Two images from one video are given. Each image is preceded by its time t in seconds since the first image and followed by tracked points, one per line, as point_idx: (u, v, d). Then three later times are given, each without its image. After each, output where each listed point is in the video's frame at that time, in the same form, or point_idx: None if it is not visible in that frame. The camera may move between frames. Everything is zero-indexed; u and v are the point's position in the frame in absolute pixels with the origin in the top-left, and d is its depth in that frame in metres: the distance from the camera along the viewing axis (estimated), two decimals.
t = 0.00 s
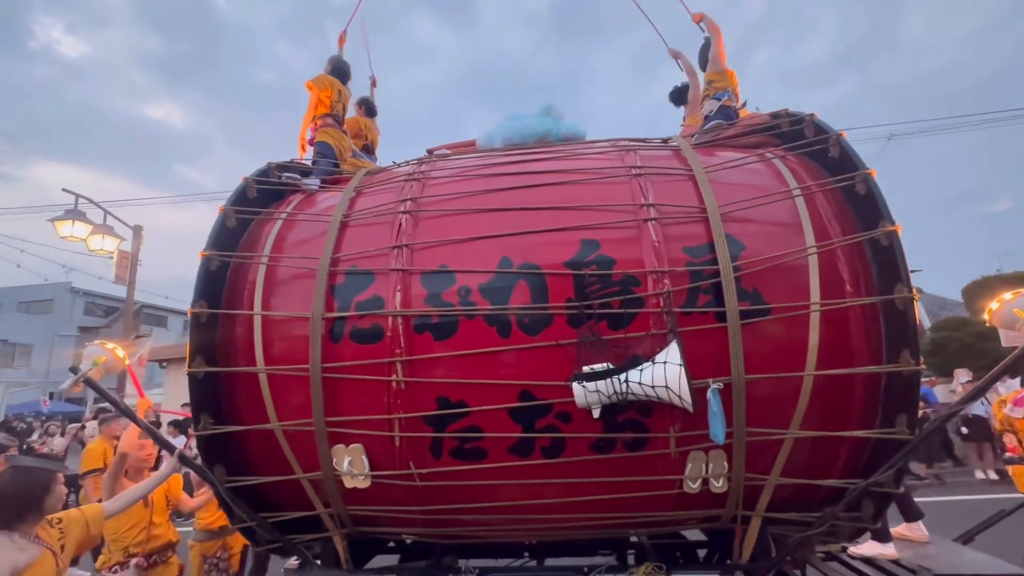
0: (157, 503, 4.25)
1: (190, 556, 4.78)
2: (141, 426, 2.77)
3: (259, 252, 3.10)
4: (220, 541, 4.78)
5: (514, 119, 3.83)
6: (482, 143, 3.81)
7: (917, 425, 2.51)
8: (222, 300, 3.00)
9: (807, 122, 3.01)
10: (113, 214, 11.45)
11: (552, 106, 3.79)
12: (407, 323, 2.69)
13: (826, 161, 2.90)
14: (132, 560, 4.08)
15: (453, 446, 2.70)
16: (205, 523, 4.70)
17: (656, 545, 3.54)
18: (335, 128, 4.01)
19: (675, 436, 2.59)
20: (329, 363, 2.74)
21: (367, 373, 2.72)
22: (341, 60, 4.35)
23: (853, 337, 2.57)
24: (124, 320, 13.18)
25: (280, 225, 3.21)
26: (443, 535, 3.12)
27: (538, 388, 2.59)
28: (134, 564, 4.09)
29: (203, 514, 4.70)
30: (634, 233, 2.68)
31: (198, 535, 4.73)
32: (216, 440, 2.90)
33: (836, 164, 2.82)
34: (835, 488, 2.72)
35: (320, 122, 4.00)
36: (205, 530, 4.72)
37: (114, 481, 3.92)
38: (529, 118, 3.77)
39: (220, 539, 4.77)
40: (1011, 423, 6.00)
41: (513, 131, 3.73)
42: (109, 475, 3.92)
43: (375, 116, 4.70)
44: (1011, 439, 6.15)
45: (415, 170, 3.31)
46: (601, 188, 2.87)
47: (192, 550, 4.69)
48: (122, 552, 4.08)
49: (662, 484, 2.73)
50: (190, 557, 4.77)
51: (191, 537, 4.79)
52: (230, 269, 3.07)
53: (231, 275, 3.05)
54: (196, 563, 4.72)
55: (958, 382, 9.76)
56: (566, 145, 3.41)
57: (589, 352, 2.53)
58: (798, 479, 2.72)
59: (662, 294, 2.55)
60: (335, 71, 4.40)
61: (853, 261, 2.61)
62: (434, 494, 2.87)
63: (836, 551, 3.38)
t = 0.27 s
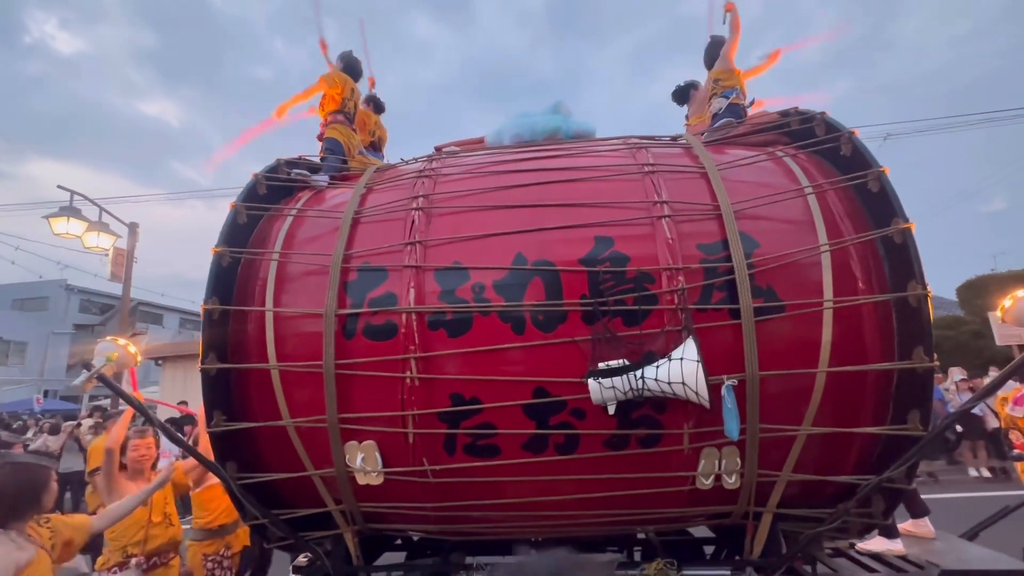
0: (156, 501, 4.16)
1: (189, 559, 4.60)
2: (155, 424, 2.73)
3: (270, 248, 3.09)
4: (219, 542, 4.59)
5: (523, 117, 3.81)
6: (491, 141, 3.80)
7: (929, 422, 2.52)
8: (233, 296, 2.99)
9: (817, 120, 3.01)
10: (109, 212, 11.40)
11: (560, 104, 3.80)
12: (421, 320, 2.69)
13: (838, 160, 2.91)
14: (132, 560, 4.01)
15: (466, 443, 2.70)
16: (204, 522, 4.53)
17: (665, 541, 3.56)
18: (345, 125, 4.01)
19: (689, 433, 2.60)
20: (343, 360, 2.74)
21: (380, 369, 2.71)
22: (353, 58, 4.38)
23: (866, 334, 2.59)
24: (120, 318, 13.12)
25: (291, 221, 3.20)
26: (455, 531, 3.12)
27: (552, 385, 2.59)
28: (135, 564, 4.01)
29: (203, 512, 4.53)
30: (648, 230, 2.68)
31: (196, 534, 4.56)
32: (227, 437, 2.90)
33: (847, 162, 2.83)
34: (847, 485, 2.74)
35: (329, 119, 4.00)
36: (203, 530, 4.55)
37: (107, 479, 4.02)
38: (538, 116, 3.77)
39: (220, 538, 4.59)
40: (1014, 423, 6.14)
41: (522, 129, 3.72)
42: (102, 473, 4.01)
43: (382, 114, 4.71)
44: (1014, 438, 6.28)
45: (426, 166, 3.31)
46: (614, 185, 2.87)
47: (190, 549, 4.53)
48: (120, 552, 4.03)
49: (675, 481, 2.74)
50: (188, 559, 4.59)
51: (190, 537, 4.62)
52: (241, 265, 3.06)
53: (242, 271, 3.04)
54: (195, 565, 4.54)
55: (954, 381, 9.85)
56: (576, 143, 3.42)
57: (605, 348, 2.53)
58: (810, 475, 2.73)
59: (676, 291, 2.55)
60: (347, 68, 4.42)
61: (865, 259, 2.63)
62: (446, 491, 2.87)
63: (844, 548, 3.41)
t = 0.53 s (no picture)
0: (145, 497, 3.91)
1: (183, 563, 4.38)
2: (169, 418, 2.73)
3: (282, 242, 3.07)
4: (218, 541, 4.42)
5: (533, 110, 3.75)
6: (500, 135, 3.77)
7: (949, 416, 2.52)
8: (245, 291, 2.97)
9: (832, 114, 2.99)
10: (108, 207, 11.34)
11: (571, 97, 3.74)
12: (436, 314, 2.67)
13: (854, 153, 2.90)
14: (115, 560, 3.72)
15: (482, 438, 2.69)
16: (202, 521, 4.37)
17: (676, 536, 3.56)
18: (354, 118, 3.99)
19: (706, 428, 2.59)
20: (357, 355, 2.73)
21: (395, 364, 2.70)
22: (363, 52, 4.40)
23: (884, 329, 2.58)
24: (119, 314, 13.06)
25: (302, 215, 3.18)
26: (468, 527, 3.12)
27: (569, 380, 2.58)
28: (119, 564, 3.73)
29: (199, 511, 4.38)
30: (664, 224, 2.67)
31: (193, 535, 4.38)
32: (241, 432, 2.89)
33: (863, 157, 2.82)
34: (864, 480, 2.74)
35: (339, 112, 3.99)
36: (200, 530, 4.38)
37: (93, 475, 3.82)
38: (549, 109, 3.71)
39: (218, 538, 4.42)
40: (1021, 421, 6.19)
41: (532, 123, 3.67)
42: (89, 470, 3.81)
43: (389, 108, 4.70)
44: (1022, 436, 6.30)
45: (438, 160, 3.28)
46: (629, 179, 2.86)
47: (188, 550, 4.32)
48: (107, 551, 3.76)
49: (690, 476, 2.74)
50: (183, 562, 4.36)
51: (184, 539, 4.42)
52: (253, 259, 3.04)
53: (254, 265, 3.02)
54: (192, 566, 4.31)
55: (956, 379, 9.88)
56: (588, 136, 3.40)
57: (622, 343, 2.52)
58: (826, 471, 2.73)
59: (694, 285, 2.54)
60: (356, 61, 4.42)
61: (883, 254, 2.62)
62: (460, 486, 2.86)
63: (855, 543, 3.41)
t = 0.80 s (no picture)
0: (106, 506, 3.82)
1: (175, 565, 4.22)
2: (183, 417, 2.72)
3: (293, 239, 3.05)
4: (214, 543, 4.29)
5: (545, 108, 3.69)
6: (511, 130, 3.68)
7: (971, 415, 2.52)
8: (257, 288, 2.95)
9: (848, 111, 2.96)
10: (108, 206, 11.31)
11: (583, 93, 3.65)
12: (451, 311, 2.65)
13: (871, 150, 2.87)
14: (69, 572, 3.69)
15: (497, 436, 2.67)
16: (198, 523, 4.22)
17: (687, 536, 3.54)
18: (361, 113, 3.93)
19: (725, 426, 2.57)
20: (371, 352, 2.70)
21: (410, 362, 2.67)
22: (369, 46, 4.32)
23: (904, 327, 2.56)
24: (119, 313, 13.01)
25: (313, 212, 3.15)
26: (480, 526, 3.10)
27: (586, 377, 2.55)
28: None
29: (196, 512, 4.21)
30: (681, 221, 2.64)
31: (188, 537, 4.21)
32: (252, 431, 2.88)
33: (881, 153, 2.79)
34: (882, 479, 2.73)
35: (344, 106, 3.93)
36: (196, 532, 4.21)
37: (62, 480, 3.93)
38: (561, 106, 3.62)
39: (214, 539, 4.29)
40: None
41: (544, 120, 3.59)
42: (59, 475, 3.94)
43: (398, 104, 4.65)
44: None
45: (450, 156, 3.25)
46: (645, 175, 2.83)
47: (183, 554, 4.17)
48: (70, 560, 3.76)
49: (706, 475, 2.72)
50: (176, 565, 4.20)
51: (176, 541, 4.25)
52: (264, 256, 3.02)
53: (265, 262, 3.00)
54: (188, 568, 4.17)
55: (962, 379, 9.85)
56: (600, 133, 3.36)
57: (640, 340, 2.50)
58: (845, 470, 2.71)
59: (712, 282, 2.51)
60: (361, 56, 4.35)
61: (903, 251, 2.60)
62: (474, 485, 2.84)
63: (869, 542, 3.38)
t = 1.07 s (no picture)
0: (72, 517, 3.77)
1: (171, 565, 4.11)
2: (191, 412, 2.62)
3: (300, 232, 3.00)
4: (212, 542, 4.20)
5: (554, 101, 3.62)
6: (519, 123, 3.62)
7: (993, 410, 2.50)
8: (264, 282, 2.90)
9: (864, 103, 2.92)
10: (104, 202, 11.23)
11: (591, 85, 3.59)
12: (463, 306, 2.60)
13: (887, 143, 2.83)
14: None
15: (509, 432, 2.63)
16: (194, 523, 4.11)
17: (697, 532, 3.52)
18: (366, 107, 3.87)
19: (741, 422, 2.54)
20: (382, 347, 2.66)
21: (421, 357, 2.63)
22: (374, 39, 4.27)
23: (923, 321, 2.52)
24: (115, 309, 12.92)
25: (319, 205, 3.10)
26: (490, 523, 3.06)
27: (601, 373, 2.52)
28: None
29: (193, 512, 4.11)
30: (697, 214, 2.60)
31: (184, 537, 4.09)
32: (259, 428, 2.83)
33: (899, 146, 2.76)
34: (899, 475, 2.69)
35: (351, 99, 3.88)
36: (193, 532, 4.11)
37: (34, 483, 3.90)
38: (570, 99, 3.56)
39: (211, 539, 4.19)
40: None
41: (553, 112, 3.52)
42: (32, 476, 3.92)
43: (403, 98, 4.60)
44: None
45: (459, 149, 3.20)
46: (659, 168, 2.78)
47: (181, 554, 4.08)
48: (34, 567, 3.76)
49: (722, 471, 2.68)
50: (172, 565, 4.09)
51: (172, 541, 4.14)
52: (272, 250, 2.97)
53: (272, 256, 2.94)
54: (185, 568, 4.06)
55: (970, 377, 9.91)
56: (611, 125, 3.32)
57: (656, 335, 2.46)
58: (860, 467, 2.67)
59: (730, 277, 2.48)
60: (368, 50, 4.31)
61: (921, 244, 2.56)
62: (486, 482, 2.80)
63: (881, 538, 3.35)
